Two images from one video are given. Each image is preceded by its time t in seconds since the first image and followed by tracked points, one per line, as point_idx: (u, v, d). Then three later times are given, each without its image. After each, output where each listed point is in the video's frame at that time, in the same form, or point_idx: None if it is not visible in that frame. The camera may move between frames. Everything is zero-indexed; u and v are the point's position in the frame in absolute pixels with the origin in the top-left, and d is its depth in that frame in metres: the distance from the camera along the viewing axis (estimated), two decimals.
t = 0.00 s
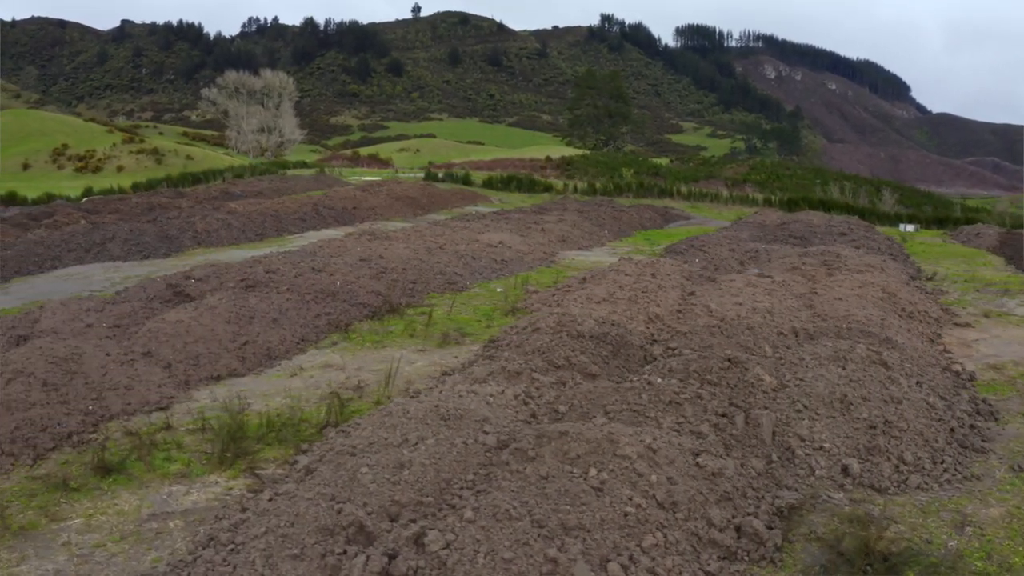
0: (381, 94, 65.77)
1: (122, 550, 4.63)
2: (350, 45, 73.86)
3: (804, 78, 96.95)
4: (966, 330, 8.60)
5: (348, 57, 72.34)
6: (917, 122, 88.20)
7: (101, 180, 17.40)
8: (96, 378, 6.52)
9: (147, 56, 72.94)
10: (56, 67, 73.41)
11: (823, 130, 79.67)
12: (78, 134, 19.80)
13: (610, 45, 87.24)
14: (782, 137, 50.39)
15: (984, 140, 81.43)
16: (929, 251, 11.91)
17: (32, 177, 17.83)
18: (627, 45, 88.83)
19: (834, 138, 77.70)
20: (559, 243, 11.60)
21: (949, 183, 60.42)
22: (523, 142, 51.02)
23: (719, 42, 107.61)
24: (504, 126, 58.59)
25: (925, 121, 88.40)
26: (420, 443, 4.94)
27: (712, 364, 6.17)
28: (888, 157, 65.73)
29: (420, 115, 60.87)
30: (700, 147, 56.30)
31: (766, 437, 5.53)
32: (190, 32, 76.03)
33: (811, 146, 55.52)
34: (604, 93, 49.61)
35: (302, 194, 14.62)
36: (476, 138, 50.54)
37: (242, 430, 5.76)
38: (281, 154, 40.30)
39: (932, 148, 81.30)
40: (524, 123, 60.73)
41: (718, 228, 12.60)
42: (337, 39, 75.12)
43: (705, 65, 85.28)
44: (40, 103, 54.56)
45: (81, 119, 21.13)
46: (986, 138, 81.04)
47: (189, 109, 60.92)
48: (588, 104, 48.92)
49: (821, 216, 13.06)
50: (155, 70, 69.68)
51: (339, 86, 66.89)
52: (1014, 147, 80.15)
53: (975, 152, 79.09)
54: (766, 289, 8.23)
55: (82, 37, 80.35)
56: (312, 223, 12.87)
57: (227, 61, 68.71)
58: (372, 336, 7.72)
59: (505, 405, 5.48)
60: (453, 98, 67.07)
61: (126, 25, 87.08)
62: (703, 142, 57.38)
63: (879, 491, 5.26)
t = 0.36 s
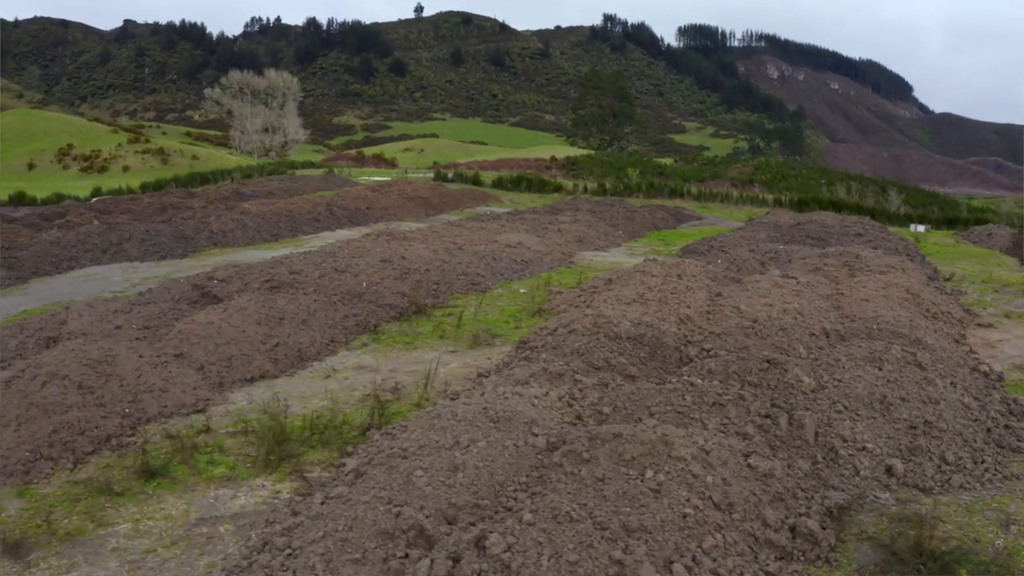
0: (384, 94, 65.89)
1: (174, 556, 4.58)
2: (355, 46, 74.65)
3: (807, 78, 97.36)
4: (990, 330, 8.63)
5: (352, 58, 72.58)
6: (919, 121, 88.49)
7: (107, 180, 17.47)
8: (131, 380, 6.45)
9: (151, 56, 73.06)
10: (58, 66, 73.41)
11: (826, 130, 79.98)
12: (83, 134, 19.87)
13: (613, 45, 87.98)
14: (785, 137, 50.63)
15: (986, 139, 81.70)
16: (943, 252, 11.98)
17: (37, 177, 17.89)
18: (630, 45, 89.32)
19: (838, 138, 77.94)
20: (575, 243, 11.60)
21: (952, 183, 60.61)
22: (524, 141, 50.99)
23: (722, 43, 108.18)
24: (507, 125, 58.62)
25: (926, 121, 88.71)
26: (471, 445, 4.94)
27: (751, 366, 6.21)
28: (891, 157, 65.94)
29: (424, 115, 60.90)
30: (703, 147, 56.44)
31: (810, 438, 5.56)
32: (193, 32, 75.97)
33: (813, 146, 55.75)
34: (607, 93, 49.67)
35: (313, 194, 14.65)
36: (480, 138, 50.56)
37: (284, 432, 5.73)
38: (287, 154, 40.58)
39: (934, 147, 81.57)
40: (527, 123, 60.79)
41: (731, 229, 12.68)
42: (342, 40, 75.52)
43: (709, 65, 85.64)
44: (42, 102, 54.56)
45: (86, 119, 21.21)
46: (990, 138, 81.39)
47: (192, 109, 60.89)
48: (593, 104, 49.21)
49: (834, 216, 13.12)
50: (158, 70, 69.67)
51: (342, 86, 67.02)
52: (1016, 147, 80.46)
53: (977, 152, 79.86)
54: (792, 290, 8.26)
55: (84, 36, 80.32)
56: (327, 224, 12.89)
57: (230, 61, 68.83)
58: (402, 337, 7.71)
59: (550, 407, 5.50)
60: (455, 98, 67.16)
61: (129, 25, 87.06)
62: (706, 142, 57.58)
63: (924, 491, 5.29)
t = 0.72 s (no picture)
0: (387, 94, 65.88)
1: (229, 561, 4.51)
2: (357, 45, 75.04)
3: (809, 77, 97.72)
4: (1014, 330, 8.65)
5: (354, 57, 72.66)
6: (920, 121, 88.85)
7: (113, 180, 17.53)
8: (168, 382, 6.38)
9: (153, 55, 72.94)
10: (59, 66, 73.35)
11: (829, 130, 80.25)
12: (88, 134, 19.97)
13: (615, 44, 88.50)
14: (788, 137, 50.77)
15: (987, 138, 81.99)
16: (957, 252, 12.04)
17: (43, 177, 18.00)
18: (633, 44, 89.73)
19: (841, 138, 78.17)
20: (592, 244, 11.59)
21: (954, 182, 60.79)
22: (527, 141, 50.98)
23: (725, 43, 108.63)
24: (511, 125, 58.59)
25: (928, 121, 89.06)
26: (524, 446, 4.94)
27: (791, 366, 6.26)
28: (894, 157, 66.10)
29: (427, 115, 60.83)
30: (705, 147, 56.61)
31: (854, 438, 5.59)
32: (195, 31, 75.84)
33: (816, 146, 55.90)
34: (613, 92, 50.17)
35: (324, 195, 14.66)
36: (484, 138, 50.53)
37: (328, 433, 5.71)
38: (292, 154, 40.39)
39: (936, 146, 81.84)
40: (529, 123, 60.79)
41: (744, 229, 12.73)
42: (346, 41, 75.72)
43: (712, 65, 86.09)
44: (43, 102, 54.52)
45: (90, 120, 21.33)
46: (993, 138, 81.61)
47: (194, 109, 60.80)
48: (597, 104, 49.52)
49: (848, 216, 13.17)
50: (160, 70, 69.55)
51: (345, 86, 67.04)
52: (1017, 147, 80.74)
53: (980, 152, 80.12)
54: (819, 290, 8.30)
55: (85, 36, 80.25)
56: (341, 224, 12.91)
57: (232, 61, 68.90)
58: (432, 338, 7.69)
59: (597, 407, 5.51)
60: (458, 97, 67.24)
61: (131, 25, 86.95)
62: (708, 143, 57.74)
63: (969, 490, 5.31)
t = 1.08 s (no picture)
0: (390, 94, 65.89)
1: (287, 565, 4.48)
2: (361, 45, 75.36)
3: (812, 77, 98.05)
4: None
5: (357, 58, 72.76)
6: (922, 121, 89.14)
7: (119, 181, 17.65)
8: (206, 384, 6.33)
9: (155, 55, 72.87)
10: (61, 66, 73.27)
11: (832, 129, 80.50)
12: (93, 134, 20.12)
13: (618, 44, 89.07)
14: (791, 137, 50.90)
15: (989, 138, 82.28)
16: (972, 252, 12.12)
17: (49, 177, 18.13)
18: (635, 45, 90.25)
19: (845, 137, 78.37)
20: (610, 244, 11.59)
21: (956, 181, 60.93)
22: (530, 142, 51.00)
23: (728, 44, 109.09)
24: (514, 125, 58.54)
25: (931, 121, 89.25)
26: (579, 447, 4.96)
27: (832, 367, 6.32)
28: (897, 157, 66.37)
29: (430, 114, 60.85)
30: (708, 147, 56.79)
31: (898, 436, 5.62)
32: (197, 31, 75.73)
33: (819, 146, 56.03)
34: (617, 92, 50.53)
35: (335, 195, 14.65)
36: (487, 138, 50.55)
37: (372, 435, 5.69)
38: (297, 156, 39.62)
39: (938, 146, 82.06)
40: (532, 122, 60.78)
41: (758, 229, 12.82)
42: (350, 41, 75.97)
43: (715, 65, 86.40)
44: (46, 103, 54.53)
45: (94, 120, 21.49)
46: (995, 138, 81.82)
47: (196, 108, 60.69)
48: (602, 104, 49.86)
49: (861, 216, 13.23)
50: (164, 70, 69.46)
51: (348, 87, 67.07)
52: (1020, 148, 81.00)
53: (981, 151, 80.38)
54: (846, 291, 8.34)
55: (88, 36, 80.24)
56: (356, 224, 12.96)
57: (235, 61, 68.95)
58: (463, 339, 7.68)
59: (645, 407, 5.55)
60: (461, 97, 67.33)
61: (134, 25, 86.83)
62: (711, 143, 57.92)
63: (1014, 488, 5.33)
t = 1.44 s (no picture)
0: (393, 94, 65.89)
1: (347, 568, 4.45)
2: (364, 45, 75.34)
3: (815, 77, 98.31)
4: None
5: (360, 58, 72.75)
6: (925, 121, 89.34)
7: (126, 180, 17.78)
8: (245, 386, 6.30)
9: (156, 54, 72.79)
10: (64, 66, 73.18)
11: (836, 129, 80.71)
12: (98, 134, 20.28)
13: (621, 44, 89.24)
14: (796, 137, 51.08)
15: (991, 138, 82.48)
16: (986, 252, 12.19)
17: (55, 177, 18.26)
18: (637, 44, 90.54)
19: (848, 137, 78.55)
20: (628, 244, 11.61)
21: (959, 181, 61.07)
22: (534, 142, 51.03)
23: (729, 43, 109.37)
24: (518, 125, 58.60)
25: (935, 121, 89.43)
26: (633, 447, 5.00)
27: (871, 366, 6.36)
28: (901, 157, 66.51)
29: (433, 115, 60.85)
30: (711, 146, 56.93)
31: (941, 435, 5.65)
32: (200, 31, 75.55)
33: (823, 146, 56.25)
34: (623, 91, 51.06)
35: (346, 196, 14.64)
36: (491, 138, 50.56)
37: (418, 436, 5.69)
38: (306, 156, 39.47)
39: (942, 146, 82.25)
40: (536, 122, 60.77)
41: (771, 228, 12.89)
42: (352, 41, 75.95)
43: (716, 64, 86.65)
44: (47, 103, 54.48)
45: (100, 120, 21.67)
46: (998, 138, 81.99)
47: (199, 108, 60.59)
48: (607, 103, 50.29)
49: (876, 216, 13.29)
50: (167, 69, 69.30)
51: (351, 86, 67.07)
52: None
53: (984, 151, 80.49)
54: (872, 291, 8.38)
55: (89, 36, 80.15)
56: (371, 224, 12.97)
57: (238, 61, 68.94)
58: (494, 339, 7.68)
59: (691, 408, 5.59)
60: (464, 97, 67.38)
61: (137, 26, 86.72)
62: (714, 142, 58.07)
63: None
